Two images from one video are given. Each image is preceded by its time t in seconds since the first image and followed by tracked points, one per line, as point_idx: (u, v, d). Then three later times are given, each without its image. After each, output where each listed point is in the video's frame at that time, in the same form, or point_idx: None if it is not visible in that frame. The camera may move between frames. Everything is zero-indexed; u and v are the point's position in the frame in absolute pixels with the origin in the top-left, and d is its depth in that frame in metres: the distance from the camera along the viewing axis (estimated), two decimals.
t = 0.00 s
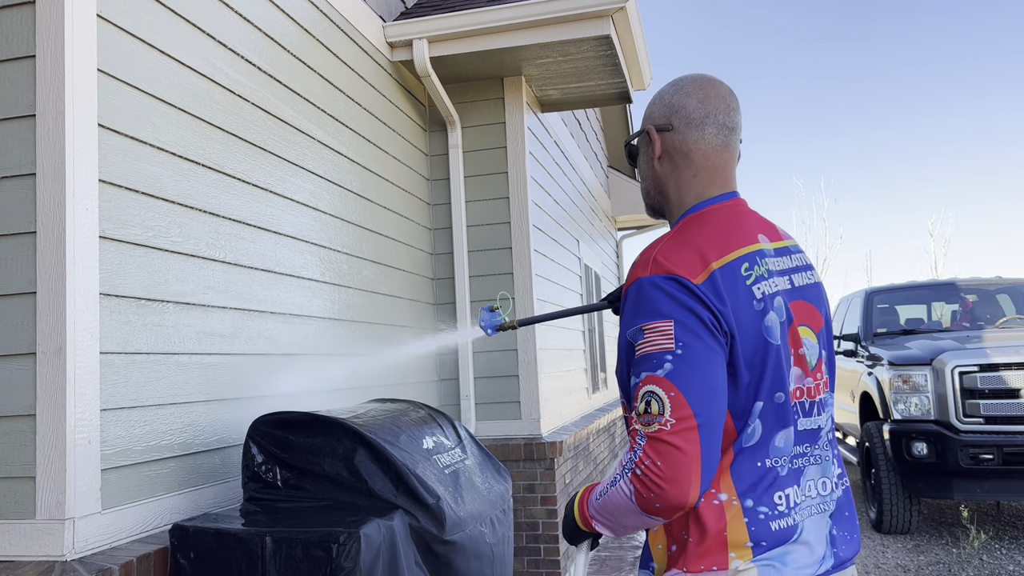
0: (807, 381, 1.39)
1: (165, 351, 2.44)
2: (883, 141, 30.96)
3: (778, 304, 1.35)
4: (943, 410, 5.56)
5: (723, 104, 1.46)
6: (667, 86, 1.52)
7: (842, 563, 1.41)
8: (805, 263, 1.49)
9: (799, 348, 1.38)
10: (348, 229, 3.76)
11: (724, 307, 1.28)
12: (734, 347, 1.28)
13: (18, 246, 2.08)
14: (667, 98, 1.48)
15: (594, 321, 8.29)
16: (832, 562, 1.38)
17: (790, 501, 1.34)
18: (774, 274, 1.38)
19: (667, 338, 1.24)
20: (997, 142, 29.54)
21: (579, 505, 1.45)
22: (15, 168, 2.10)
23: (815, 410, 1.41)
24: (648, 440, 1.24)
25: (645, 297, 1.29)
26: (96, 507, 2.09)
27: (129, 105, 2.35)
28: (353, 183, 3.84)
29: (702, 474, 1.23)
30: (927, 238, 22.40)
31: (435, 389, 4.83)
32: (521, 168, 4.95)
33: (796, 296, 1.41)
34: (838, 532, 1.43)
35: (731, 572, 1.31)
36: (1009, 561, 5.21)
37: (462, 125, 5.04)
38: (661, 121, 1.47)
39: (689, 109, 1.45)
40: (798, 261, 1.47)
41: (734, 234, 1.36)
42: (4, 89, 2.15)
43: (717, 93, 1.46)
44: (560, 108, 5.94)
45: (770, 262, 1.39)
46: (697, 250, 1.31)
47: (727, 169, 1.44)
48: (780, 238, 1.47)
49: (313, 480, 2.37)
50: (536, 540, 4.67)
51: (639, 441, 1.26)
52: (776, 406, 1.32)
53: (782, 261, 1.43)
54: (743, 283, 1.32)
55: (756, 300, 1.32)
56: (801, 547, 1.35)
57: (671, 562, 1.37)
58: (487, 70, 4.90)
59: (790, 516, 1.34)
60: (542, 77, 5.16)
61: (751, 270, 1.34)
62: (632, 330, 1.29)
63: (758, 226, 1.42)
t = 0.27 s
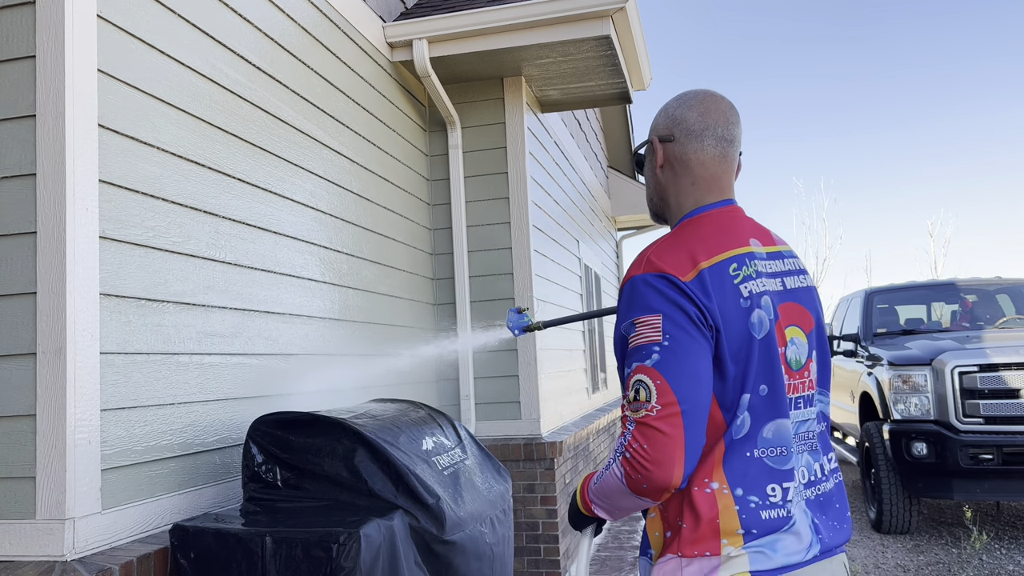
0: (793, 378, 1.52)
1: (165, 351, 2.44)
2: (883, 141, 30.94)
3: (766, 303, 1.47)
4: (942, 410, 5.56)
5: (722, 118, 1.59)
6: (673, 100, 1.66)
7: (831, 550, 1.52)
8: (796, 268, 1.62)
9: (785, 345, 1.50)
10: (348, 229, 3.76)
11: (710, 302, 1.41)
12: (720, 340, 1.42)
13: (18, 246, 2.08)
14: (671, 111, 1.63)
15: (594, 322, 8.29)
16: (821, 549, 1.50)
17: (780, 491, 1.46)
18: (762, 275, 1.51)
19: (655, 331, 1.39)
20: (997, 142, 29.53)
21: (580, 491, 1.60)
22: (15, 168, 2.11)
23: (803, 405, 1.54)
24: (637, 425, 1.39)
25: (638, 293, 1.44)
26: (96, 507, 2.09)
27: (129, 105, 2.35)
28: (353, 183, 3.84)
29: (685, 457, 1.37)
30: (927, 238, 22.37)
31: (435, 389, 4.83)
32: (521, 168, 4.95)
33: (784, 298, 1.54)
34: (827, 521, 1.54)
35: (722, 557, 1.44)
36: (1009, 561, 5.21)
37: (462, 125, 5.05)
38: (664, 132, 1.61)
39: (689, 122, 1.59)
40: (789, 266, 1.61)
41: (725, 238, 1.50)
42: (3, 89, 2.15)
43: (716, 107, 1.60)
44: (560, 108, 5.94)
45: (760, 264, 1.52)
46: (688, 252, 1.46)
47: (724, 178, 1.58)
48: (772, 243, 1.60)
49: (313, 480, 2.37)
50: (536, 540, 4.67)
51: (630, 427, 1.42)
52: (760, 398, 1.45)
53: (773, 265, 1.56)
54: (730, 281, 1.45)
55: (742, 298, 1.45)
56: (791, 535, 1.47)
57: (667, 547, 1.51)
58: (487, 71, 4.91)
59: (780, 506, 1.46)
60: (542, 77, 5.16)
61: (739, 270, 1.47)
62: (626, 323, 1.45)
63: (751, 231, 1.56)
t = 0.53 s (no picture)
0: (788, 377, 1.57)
1: (165, 351, 2.44)
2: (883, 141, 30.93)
3: (758, 305, 1.54)
4: (943, 410, 5.56)
5: (724, 130, 1.66)
6: (679, 113, 1.74)
7: (823, 540, 1.59)
8: (793, 273, 1.67)
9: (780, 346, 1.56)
10: (348, 229, 3.76)
11: (703, 303, 1.48)
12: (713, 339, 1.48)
13: (17, 247, 2.08)
14: (676, 123, 1.70)
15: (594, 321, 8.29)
16: (812, 539, 1.56)
17: (772, 482, 1.53)
18: (756, 278, 1.57)
19: (651, 330, 1.46)
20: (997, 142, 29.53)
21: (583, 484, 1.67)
22: (15, 168, 2.11)
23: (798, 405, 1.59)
24: (633, 417, 1.46)
25: (636, 294, 1.52)
26: (96, 507, 2.09)
27: (129, 106, 2.35)
28: (353, 183, 3.84)
29: (678, 448, 1.43)
30: (927, 238, 22.35)
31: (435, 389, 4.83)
32: (521, 168, 4.95)
33: (780, 301, 1.60)
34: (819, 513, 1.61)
35: (719, 544, 1.51)
36: (1009, 561, 5.22)
37: (462, 125, 5.05)
38: (668, 143, 1.69)
39: (692, 133, 1.66)
40: (786, 270, 1.66)
41: (721, 243, 1.57)
42: (3, 89, 2.15)
43: (719, 120, 1.67)
44: (560, 108, 5.93)
45: (754, 268, 1.58)
46: (684, 256, 1.53)
47: (725, 187, 1.65)
48: (769, 249, 1.66)
49: (312, 480, 2.37)
50: (536, 540, 4.67)
51: (627, 418, 1.49)
52: (754, 395, 1.51)
53: (769, 269, 1.62)
54: (724, 284, 1.52)
55: (736, 300, 1.52)
56: (783, 524, 1.54)
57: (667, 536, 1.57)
58: (487, 71, 4.91)
59: (772, 495, 1.53)
60: (542, 77, 5.17)
61: (733, 273, 1.54)
62: (625, 322, 1.52)
63: (748, 237, 1.62)
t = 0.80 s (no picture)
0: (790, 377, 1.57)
1: (165, 351, 2.44)
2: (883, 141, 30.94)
3: (757, 306, 1.55)
4: (943, 410, 5.56)
5: (728, 140, 1.68)
6: (686, 124, 1.75)
7: (823, 534, 1.59)
8: (795, 277, 1.68)
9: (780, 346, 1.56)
10: (348, 229, 3.76)
11: (703, 303, 1.50)
12: (712, 338, 1.50)
13: (18, 246, 2.08)
14: (682, 135, 1.72)
15: (594, 321, 8.29)
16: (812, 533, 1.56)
17: (772, 476, 1.54)
18: (755, 281, 1.58)
19: (652, 328, 1.48)
20: (996, 143, 29.54)
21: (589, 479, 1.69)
22: (16, 169, 2.11)
23: (799, 404, 1.59)
24: (633, 410, 1.48)
25: (638, 295, 1.54)
26: (96, 507, 2.09)
27: (129, 106, 2.35)
28: (353, 183, 3.84)
29: (676, 439, 1.45)
30: (927, 239, 22.36)
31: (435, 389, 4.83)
32: (521, 168, 4.95)
33: (781, 304, 1.61)
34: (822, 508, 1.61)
35: (720, 535, 1.52)
36: (1009, 561, 5.22)
37: (462, 126, 5.05)
38: (674, 154, 1.71)
39: (697, 144, 1.68)
40: (788, 275, 1.67)
41: (723, 247, 1.58)
42: (3, 90, 2.15)
43: (724, 131, 1.68)
44: (560, 108, 5.93)
45: (754, 272, 1.59)
46: (686, 259, 1.55)
47: (729, 197, 1.67)
48: (772, 254, 1.67)
49: (312, 480, 2.37)
50: (536, 540, 4.67)
51: (628, 411, 1.51)
52: (754, 393, 1.51)
53: (771, 274, 1.63)
54: (724, 286, 1.54)
55: (734, 301, 1.53)
56: (782, 517, 1.54)
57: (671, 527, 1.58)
58: (487, 71, 4.91)
59: (772, 490, 1.53)
60: (542, 77, 5.17)
61: (733, 275, 1.56)
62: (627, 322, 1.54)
63: (750, 241, 1.63)
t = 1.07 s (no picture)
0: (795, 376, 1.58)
1: (165, 351, 2.44)
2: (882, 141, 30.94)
3: (762, 305, 1.55)
4: (942, 410, 5.56)
5: (738, 148, 1.67)
6: (696, 131, 1.75)
7: (828, 531, 1.59)
8: (800, 281, 1.68)
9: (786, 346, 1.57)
10: (348, 229, 3.76)
11: (708, 300, 1.51)
12: (717, 335, 1.51)
13: (18, 247, 2.08)
14: (692, 141, 1.72)
15: (594, 321, 8.29)
16: (816, 530, 1.57)
17: (777, 472, 1.55)
18: (760, 281, 1.58)
19: (657, 324, 1.50)
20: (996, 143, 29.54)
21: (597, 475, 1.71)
22: (16, 169, 2.11)
23: (804, 402, 1.59)
24: (639, 402, 1.50)
25: (645, 292, 1.56)
26: (97, 507, 2.09)
27: (129, 105, 2.35)
28: (353, 183, 3.85)
29: (680, 430, 1.46)
30: (927, 239, 22.35)
31: (435, 390, 4.83)
32: (522, 168, 4.95)
33: (786, 305, 1.61)
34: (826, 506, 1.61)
35: (726, 529, 1.53)
36: (1009, 561, 5.22)
37: (462, 126, 5.05)
38: (684, 160, 1.71)
39: (706, 151, 1.68)
40: (793, 278, 1.67)
41: (729, 247, 1.59)
42: (3, 90, 2.15)
43: (733, 138, 1.68)
44: (560, 108, 5.93)
45: (759, 272, 1.59)
46: (692, 257, 1.57)
47: (737, 203, 1.67)
48: (777, 257, 1.67)
49: (313, 480, 2.37)
50: (536, 540, 4.67)
51: (633, 403, 1.53)
52: (758, 389, 1.52)
53: (776, 275, 1.63)
54: (729, 284, 1.54)
55: (739, 299, 1.54)
56: (787, 513, 1.55)
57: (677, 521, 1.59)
58: (487, 71, 4.91)
59: (778, 485, 1.54)
60: (542, 77, 5.17)
61: (738, 275, 1.56)
62: (634, 318, 1.56)
63: (756, 244, 1.63)
